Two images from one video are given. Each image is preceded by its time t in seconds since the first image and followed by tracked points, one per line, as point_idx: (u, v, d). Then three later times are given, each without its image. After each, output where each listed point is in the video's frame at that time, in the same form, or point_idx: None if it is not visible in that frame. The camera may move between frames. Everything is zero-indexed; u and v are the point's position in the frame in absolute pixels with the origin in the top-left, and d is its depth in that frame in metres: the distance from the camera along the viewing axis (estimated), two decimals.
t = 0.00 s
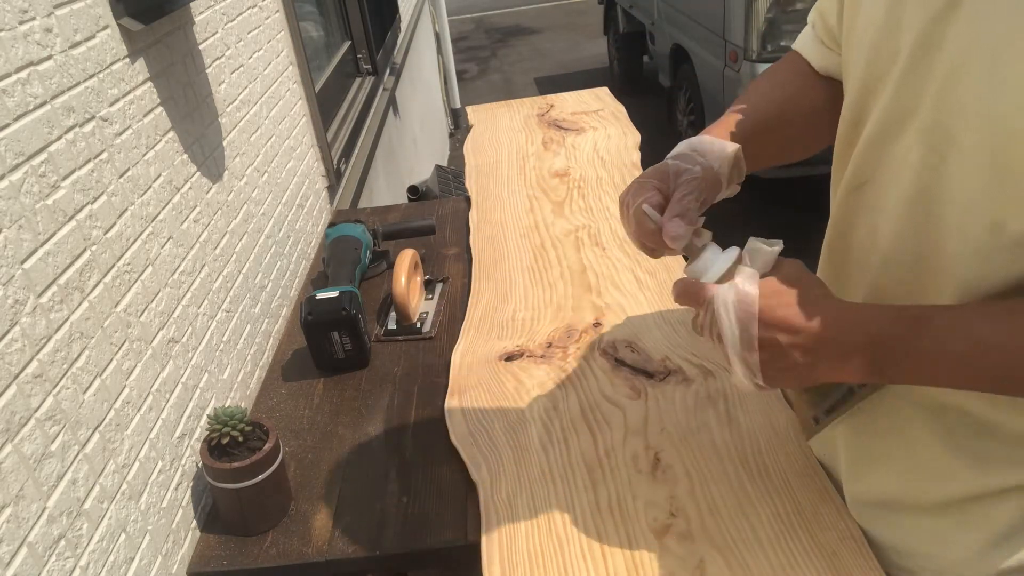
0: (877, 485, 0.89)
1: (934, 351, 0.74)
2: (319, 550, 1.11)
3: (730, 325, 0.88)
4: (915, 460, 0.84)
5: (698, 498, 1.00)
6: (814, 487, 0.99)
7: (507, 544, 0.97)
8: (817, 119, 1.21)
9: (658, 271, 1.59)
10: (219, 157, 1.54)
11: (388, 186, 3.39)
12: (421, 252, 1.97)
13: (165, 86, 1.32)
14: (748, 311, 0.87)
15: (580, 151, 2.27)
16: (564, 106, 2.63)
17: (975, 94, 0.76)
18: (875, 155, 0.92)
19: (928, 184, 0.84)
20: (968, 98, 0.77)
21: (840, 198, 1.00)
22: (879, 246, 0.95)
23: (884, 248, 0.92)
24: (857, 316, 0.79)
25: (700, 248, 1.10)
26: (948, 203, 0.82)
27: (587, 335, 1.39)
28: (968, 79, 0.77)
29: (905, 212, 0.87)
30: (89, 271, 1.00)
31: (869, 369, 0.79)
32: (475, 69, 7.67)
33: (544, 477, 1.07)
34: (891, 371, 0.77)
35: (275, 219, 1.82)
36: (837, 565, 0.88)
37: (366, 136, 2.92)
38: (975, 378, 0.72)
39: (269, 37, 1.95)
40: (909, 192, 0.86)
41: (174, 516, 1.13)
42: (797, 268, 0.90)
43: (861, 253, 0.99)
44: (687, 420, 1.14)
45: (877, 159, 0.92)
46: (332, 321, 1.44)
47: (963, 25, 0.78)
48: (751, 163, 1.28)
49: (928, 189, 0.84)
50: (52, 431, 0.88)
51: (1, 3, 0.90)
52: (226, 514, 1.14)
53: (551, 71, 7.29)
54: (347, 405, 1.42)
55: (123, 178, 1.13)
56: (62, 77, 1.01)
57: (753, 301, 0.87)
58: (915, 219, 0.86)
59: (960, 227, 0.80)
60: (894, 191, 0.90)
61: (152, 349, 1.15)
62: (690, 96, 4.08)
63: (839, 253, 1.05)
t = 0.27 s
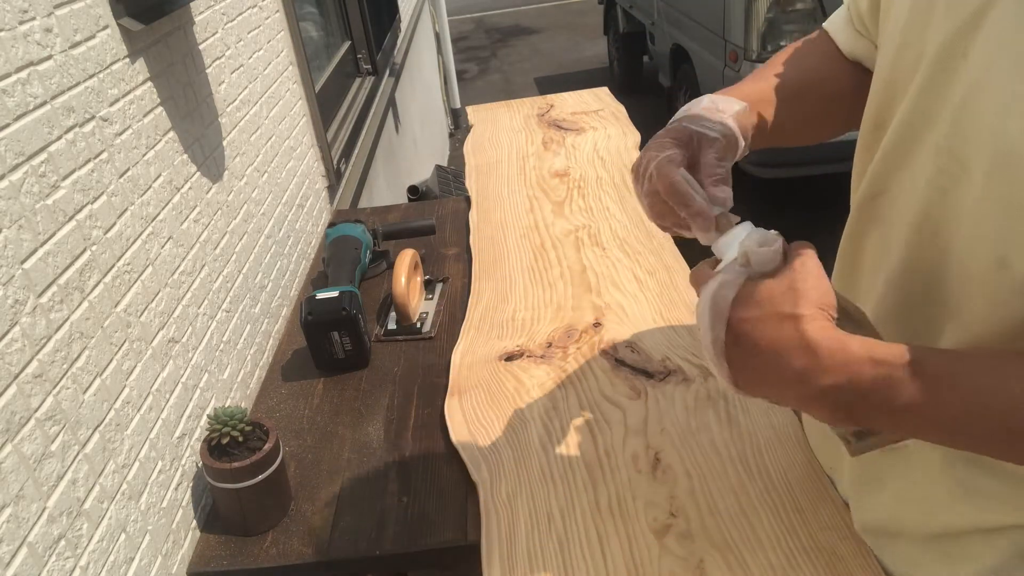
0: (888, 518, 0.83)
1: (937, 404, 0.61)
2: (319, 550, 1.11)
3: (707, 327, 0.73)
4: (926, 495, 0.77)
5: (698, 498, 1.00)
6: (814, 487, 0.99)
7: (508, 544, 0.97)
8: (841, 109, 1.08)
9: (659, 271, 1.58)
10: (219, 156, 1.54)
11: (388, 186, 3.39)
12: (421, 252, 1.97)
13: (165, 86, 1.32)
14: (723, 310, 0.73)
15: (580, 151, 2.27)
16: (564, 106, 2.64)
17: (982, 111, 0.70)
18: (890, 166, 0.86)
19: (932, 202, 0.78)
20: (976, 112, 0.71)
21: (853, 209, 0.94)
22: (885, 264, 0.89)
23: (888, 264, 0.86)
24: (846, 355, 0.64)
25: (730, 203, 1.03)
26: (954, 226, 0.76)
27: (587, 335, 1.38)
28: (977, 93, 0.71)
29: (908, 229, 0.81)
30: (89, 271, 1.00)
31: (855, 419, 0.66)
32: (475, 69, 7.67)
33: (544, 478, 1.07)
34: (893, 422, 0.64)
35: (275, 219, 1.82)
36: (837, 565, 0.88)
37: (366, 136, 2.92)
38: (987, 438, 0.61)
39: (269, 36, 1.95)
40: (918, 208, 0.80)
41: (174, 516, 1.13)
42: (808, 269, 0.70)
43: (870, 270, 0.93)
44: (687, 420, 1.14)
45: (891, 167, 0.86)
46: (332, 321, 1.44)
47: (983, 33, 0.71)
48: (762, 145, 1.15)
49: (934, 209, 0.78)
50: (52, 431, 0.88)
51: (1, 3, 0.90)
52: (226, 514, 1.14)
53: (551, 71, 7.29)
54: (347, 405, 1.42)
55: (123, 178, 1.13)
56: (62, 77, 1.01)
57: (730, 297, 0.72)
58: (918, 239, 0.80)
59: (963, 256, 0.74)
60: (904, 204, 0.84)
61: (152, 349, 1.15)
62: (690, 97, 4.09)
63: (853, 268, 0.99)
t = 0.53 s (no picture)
0: (895, 535, 0.82)
1: (932, 425, 0.60)
2: (319, 550, 1.11)
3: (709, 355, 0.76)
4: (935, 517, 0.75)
5: (698, 498, 1.00)
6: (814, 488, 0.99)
7: (507, 544, 0.97)
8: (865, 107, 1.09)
9: (659, 271, 1.58)
10: (219, 157, 1.54)
11: (388, 186, 3.39)
12: (421, 252, 1.97)
13: (165, 86, 1.32)
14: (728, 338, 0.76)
15: (579, 151, 2.27)
16: (563, 106, 2.64)
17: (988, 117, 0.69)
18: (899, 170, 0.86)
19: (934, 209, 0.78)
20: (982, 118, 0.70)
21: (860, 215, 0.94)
22: (887, 273, 0.88)
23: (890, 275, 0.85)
24: (846, 373, 0.66)
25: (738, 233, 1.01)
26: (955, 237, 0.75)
27: (587, 335, 1.38)
28: (984, 98, 0.70)
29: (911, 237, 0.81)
30: (89, 271, 1.00)
31: (851, 440, 0.66)
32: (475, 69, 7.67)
33: (544, 478, 1.06)
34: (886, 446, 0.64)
35: (275, 219, 1.82)
36: (837, 565, 0.88)
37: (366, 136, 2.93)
38: (978, 464, 0.59)
39: (269, 36, 1.95)
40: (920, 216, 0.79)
41: (174, 517, 1.13)
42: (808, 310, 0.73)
43: (873, 278, 0.93)
44: (687, 419, 1.14)
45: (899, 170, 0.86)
46: (332, 321, 1.44)
47: (993, 38, 0.70)
48: (787, 144, 1.16)
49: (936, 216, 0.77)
50: (52, 431, 0.88)
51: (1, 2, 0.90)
52: (226, 514, 1.14)
53: (551, 71, 7.29)
54: (347, 405, 1.42)
55: (123, 178, 1.13)
56: (62, 77, 1.01)
57: (734, 324, 0.76)
58: (918, 248, 0.80)
59: (961, 268, 0.73)
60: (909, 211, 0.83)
61: (152, 349, 1.15)
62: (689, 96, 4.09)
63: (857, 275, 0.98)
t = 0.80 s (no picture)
0: (892, 535, 0.82)
1: (914, 422, 0.61)
2: (319, 550, 1.11)
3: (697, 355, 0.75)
4: (936, 519, 0.75)
5: (698, 498, 1.00)
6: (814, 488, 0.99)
7: (507, 544, 0.97)
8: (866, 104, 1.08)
9: (659, 271, 1.58)
10: (219, 156, 1.54)
11: (388, 186, 3.39)
12: (421, 252, 1.97)
13: (165, 86, 1.32)
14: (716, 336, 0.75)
15: (579, 151, 2.27)
16: (564, 106, 2.64)
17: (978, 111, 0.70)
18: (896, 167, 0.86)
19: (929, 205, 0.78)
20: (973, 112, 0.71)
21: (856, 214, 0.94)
22: (885, 272, 0.88)
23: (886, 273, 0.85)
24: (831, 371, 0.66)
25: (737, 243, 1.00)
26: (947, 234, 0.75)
27: (587, 335, 1.38)
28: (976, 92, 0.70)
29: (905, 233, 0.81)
30: (89, 271, 1.00)
31: (838, 439, 0.66)
32: (475, 69, 7.67)
33: (544, 478, 1.06)
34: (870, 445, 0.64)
35: (275, 219, 1.82)
36: (837, 565, 0.88)
37: (366, 136, 2.93)
38: (960, 460, 0.59)
39: (269, 36, 1.95)
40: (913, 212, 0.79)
41: (174, 517, 1.13)
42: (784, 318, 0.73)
43: (871, 278, 0.92)
44: (687, 419, 1.14)
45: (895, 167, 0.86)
46: (332, 321, 1.44)
47: (988, 33, 0.70)
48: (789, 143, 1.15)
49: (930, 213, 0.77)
50: (52, 431, 0.88)
51: (1, 2, 0.90)
52: (226, 514, 1.14)
53: (551, 71, 7.29)
54: (347, 405, 1.42)
55: (123, 178, 1.13)
56: (62, 77, 1.01)
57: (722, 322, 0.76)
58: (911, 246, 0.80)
59: (951, 265, 0.73)
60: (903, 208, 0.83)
61: (152, 349, 1.15)
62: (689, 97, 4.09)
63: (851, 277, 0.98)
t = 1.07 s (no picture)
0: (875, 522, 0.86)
1: (887, 411, 0.65)
2: (319, 550, 1.11)
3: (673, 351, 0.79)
4: (917, 503, 0.79)
5: (698, 498, 1.00)
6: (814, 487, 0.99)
7: (507, 544, 0.97)
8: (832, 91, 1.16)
9: (658, 271, 1.58)
10: (219, 156, 1.54)
11: (387, 187, 3.39)
12: (420, 252, 1.97)
13: (165, 86, 1.32)
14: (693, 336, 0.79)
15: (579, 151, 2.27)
16: (564, 106, 2.64)
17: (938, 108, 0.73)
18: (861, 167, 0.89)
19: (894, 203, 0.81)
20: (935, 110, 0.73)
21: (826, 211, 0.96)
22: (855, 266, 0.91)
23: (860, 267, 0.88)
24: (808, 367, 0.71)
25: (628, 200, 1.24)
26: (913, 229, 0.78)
27: (587, 335, 1.38)
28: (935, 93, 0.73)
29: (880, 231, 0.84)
30: (89, 271, 1.00)
31: (813, 429, 0.71)
32: (475, 69, 7.67)
33: (544, 478, 1.06)
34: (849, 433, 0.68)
35: (275, 219, 1.82)
36: (837, 565, 0.88)
37: (366, 136, 2.92)
38: (928, 443, 0.63)
39: (269, 36, 1.95)
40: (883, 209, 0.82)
41: (174, 517, 1.13)
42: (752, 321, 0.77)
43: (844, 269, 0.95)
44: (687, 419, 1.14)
45: (859, 165, 0.89)
46: (332, 321, 1.44)
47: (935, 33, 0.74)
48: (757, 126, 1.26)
49: (895, 207, 0.81)
50: (52, 431, 0.88)
51: (1, 2, 0.90)
52: (226, 514, 1.14)
53: (551, 71, 7.29)
54: (347, 405, 1.42)
55: (123, 178, 1.13)
56: (62, 77, 1.01)
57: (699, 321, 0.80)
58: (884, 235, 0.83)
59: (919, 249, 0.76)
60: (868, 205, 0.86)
61: (152, 349, 1.15)
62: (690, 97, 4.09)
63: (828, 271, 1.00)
